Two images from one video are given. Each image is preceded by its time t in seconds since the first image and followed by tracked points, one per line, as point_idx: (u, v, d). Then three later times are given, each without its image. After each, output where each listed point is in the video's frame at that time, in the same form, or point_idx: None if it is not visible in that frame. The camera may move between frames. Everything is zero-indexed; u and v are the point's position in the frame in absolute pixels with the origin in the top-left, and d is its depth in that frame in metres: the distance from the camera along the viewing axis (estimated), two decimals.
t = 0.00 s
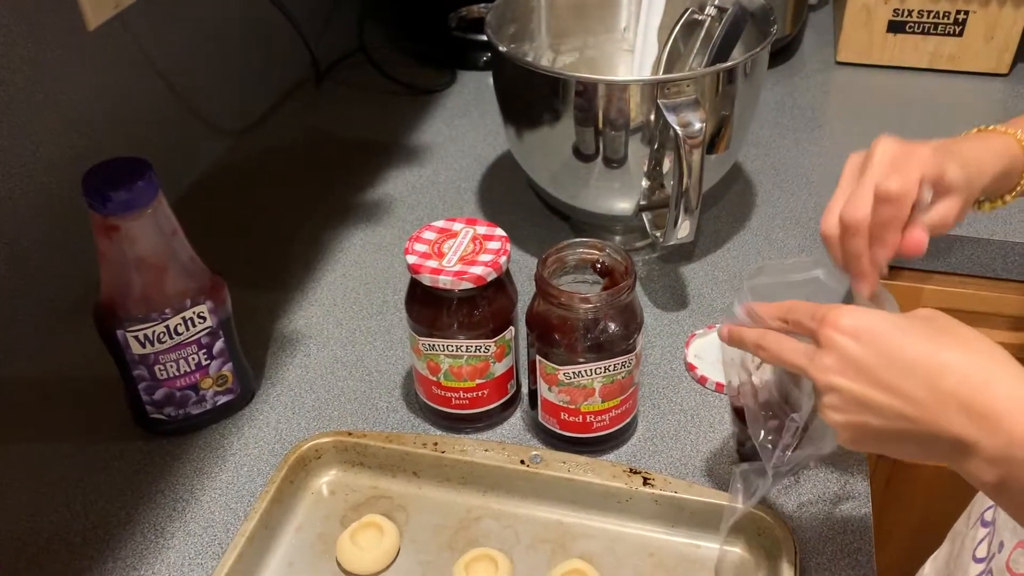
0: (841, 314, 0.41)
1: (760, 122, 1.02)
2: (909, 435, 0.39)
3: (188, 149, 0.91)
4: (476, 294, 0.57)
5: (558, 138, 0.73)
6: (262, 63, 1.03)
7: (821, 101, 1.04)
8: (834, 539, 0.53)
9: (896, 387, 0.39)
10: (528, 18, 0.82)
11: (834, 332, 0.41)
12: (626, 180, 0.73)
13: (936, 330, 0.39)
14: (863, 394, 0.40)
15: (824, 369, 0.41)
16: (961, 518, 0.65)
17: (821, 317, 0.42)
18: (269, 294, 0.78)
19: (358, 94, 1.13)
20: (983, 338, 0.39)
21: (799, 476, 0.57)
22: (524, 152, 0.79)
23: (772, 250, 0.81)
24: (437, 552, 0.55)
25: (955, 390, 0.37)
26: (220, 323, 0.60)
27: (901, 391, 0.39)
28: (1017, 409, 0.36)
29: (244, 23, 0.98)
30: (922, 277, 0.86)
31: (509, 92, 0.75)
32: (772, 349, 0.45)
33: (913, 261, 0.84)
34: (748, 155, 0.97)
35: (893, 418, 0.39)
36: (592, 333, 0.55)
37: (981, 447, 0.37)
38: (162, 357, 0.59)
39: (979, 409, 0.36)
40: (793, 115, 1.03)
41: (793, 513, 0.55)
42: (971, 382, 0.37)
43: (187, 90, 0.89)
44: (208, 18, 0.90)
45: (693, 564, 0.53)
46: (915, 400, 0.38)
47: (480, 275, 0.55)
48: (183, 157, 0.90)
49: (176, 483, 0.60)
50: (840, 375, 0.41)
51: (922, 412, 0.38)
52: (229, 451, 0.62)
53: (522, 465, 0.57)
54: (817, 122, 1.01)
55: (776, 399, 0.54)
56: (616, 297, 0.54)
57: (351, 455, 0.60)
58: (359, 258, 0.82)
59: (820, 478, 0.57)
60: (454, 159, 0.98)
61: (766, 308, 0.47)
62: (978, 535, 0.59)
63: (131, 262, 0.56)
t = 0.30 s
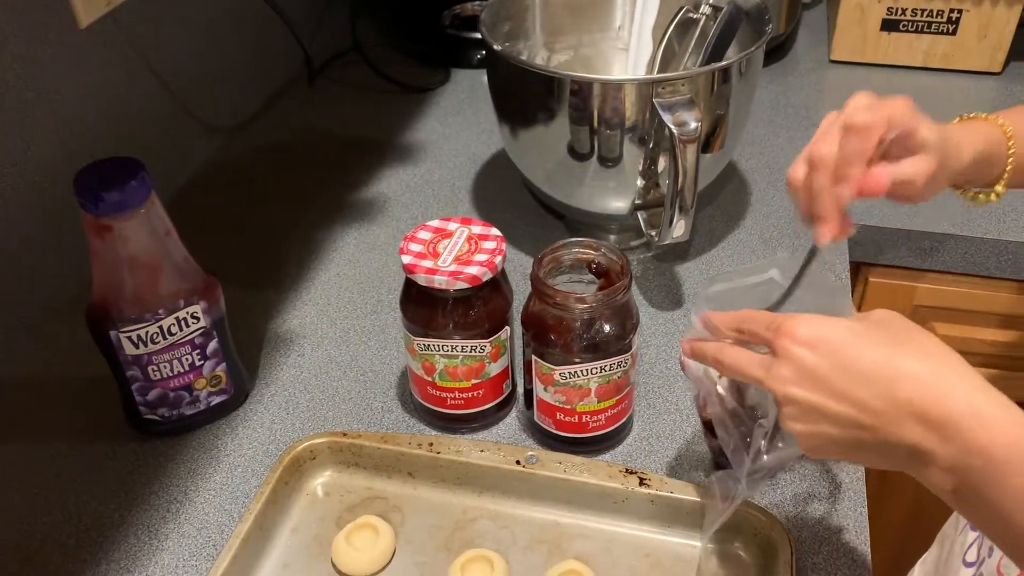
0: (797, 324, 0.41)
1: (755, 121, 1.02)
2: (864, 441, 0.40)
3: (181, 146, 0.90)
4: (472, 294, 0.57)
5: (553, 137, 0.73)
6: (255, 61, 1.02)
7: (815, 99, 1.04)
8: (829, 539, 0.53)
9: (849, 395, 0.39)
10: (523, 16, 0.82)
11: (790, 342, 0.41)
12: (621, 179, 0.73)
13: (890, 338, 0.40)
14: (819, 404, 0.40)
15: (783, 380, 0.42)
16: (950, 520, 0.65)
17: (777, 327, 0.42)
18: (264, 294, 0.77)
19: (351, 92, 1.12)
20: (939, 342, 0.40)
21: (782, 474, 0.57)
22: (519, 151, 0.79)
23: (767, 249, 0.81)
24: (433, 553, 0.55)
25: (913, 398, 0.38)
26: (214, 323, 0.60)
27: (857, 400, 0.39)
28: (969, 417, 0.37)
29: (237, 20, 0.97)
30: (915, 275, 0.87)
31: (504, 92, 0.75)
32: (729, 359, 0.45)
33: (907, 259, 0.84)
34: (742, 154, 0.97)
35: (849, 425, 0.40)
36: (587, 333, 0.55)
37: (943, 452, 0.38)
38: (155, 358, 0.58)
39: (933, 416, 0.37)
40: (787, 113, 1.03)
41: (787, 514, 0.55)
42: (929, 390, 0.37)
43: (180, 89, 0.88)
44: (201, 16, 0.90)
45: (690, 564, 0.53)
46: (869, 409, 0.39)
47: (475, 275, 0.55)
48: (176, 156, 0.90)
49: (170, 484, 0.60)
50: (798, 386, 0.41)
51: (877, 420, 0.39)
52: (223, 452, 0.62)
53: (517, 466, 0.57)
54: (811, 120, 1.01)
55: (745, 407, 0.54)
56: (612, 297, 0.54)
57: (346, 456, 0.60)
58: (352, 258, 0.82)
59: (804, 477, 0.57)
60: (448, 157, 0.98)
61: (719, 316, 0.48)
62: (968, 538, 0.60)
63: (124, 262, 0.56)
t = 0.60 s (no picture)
0: (771, 287, 0.41)
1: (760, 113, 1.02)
2: (832, 404, 0.41)
3: (183, 136, 0.90)
4: (478, 283, 0.57)
5: (558, 127, 0.73)
6: (257, 51, 1.02)
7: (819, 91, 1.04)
8: (837, 528, 0.54)
9: (819, 354, 0.40)
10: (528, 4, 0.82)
11: (765, 304, 0.41)
12: (627, 169, 0.73)
13: (865, 298, 0.41)
14: (790, 364, 0.41)
15: (754, 339, 0.42)
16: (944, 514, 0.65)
17: (752, 290, 0.42)
18: (267, 283, 0.77)
19: (354, 82, 1.12)
20: (907, 304, 0.41)
21: (778, 458, 0.58)
22: (524, 140, 0.78)
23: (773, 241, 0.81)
24: (439, 542, 0.55)
25: (880, 357, 0.39)
26: (219, 311, 0.60)
27: (825, 360, 0.40)
28: (933, 375, 0.38)
29: (239, 10, 0.97)
30: (920, 267, 0.87)
31: (510, 81, 0.74)
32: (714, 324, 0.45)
33: (911, 251, 0.84)
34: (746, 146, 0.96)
35: (819, 387, 0.41)
36: (594, 322, 0.55)
37: (905, 412, 0.39)
38: (160, 346, 0.58)
39: (901, 375, 0.38)
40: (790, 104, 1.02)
41: (795, 503, 0.55)
42: (895, 350, 0.38)
43: (183, 78, 0.88)
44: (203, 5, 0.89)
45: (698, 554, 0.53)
46: (837, 368, 0.40)
47: (483, 263, 0.55)
48: (178, 145, 0.89)
49: (174, 473, 0.60)
50: (769, 345, 0.42)
51: (845, 378, 0.40)
52: (228, 441, 0.62)
53: (524, 455, 0.57)
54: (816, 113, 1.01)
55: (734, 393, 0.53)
56: (620, 285, 0.53)
57: (351, 445, 0.59)
58: (356, 247, 0.81)
59: (802, 461, 0.58)
60: (451, 148, 0.98)
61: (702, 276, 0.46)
62: (961, 530, 0.60)
63: (129, 249, 0.55)
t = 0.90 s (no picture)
0: (748, 302, 0.43)
1: (768, 107, 1.02)
2: (813, 418, 0.43)
3: (192, 127, 0.90)
4: (490, 274, 0.57)
5: (568, 120, 0.73)
6: (266, 42, 1.02)
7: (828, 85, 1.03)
8: (846, 522, 0.54)
9: (794, 371, 0.42)
10: None
11: (743, 320, 0.43)
12: (637, 162, 0.73)
13: (839, 313, 0.42)
14: (768, 379, 0.43)
15: (731, 355, 0.44)
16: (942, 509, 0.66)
17: (733, 304, 0.44)
18: (277, 275, 0.77)
19: (362, 75, 1.12)
20: (884, 320, 0.42)
21: (784, 450, 0.58)
22: (533, 133, 0.78)
23: (784, 236, 0.81)
24: (450, 533, 0.55)
25: (853, 377, 0.40)
26: (231, 302, 0.60)
27: (802, 377, 0.42)
28: (905, 394, 0.40)
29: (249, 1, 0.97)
30: (929, 262, 0.87)
31: (521, 73, 0.74)
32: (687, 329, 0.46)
33: (921, 246, 0.84)
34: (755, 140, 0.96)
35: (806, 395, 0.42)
36: (606, 315, 0.55)
37: (880, 427, 0.41)
38: (172, 336, 0.58)
39: (873, 390, 0.40)
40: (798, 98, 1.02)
41: (806, 497, 0.56)
42: (868, 368, 0.40)
43: (192, 70, 0.88)
44: None
45: (709, 545, 0.53)
46: (812, 385, 0.42)
47: (494, 255, 0.55)
48: (187, 136, 0.89)
49: (186, 463, 0.60)
50: (744, 361, 0.44)
51: (820, 395, 0.42)
52: (239, 432, 0.62)
53: (535, 446, 0.57)
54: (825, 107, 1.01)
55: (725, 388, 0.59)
56: (631, 278, 0.53)
57: (362, 436, 0.59)
58: (365, 239, 0.81)
59: (809, 455, 0.58)
60: (459, 141, 0.97)
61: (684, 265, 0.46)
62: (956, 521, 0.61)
63: (143, 240, 0.55)
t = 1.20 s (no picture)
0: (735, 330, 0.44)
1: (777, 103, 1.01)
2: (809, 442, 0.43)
3: (200, 122, 0.90)
4: (499, 271, 0.57)
5: (577, 117, 0.73)
6: (273, 37, 1.01)
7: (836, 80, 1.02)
8: (855, 520, 0.54)
9: (779, 397, 0.42)
10: None
11: (735, 350, 0.44)
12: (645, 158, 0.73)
13: (823, 336, 0.42)
14: (760, 405, 0.44)
15: (727, 383, 0.45)
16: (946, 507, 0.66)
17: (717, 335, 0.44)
18: (285, 270, 0.77)
19: (370, 70, 1.12)
20: (868, 344, 0.42)
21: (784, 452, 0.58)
22: (542, 129, 0.78)
23: (792, 234, 0.80)
24: (459, 529, 0.55)
25: (836, 402, 0.40)
26: (239, 298, 0.60)
27: (786, 401, 0.42)
28: (884, 414, 0.39)
29: None
30: (938, 260, 0.87)
31: (529, 68, 0.74)
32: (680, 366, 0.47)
33: (930, 245, 0.83)
34: (764, 137, 0.96)
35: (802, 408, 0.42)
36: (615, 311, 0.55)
37: (865, 447, 0.41)
38: (181, 331, 0.58)
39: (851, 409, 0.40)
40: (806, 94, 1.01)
41: (815, 495, 0.56)
42: (850, 392, 0.40)
43: (200, 64, 0.88)
44: None
45: (716, 541, 0.53)
46: (794, 407, 0.42)
47: (503, 252, 0.55)
48: (195, 131, 0.89)
49: (194, 457, 0.60)
50: (742, 389, 0.44)
51: (808, 420, 0.42)
52: (248, 427, 0.62)
53: (543, 443, 0.57)
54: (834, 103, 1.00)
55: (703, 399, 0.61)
56: (640, 275, 0.53)
57: (371, 432, 0.60)
58: (373, 235, 0.81)
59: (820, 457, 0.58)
60: (466, 137, 0.97)
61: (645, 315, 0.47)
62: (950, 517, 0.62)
63: (152, 235, 0.55)
